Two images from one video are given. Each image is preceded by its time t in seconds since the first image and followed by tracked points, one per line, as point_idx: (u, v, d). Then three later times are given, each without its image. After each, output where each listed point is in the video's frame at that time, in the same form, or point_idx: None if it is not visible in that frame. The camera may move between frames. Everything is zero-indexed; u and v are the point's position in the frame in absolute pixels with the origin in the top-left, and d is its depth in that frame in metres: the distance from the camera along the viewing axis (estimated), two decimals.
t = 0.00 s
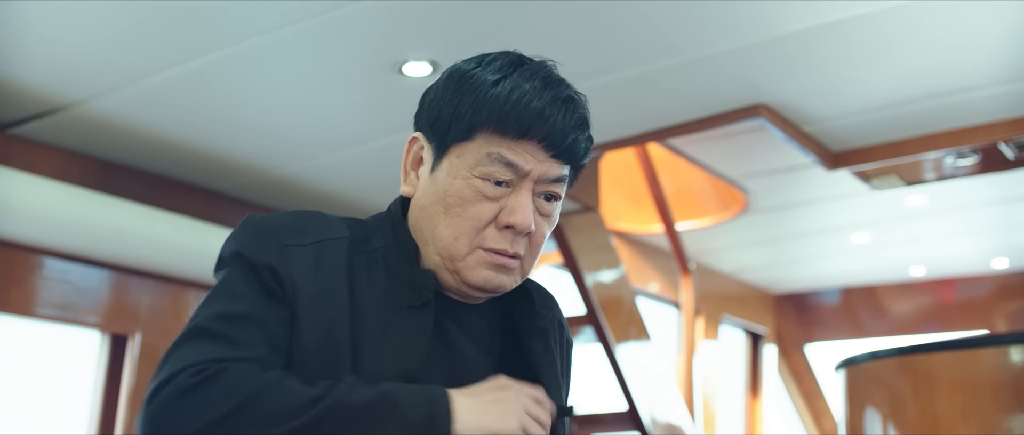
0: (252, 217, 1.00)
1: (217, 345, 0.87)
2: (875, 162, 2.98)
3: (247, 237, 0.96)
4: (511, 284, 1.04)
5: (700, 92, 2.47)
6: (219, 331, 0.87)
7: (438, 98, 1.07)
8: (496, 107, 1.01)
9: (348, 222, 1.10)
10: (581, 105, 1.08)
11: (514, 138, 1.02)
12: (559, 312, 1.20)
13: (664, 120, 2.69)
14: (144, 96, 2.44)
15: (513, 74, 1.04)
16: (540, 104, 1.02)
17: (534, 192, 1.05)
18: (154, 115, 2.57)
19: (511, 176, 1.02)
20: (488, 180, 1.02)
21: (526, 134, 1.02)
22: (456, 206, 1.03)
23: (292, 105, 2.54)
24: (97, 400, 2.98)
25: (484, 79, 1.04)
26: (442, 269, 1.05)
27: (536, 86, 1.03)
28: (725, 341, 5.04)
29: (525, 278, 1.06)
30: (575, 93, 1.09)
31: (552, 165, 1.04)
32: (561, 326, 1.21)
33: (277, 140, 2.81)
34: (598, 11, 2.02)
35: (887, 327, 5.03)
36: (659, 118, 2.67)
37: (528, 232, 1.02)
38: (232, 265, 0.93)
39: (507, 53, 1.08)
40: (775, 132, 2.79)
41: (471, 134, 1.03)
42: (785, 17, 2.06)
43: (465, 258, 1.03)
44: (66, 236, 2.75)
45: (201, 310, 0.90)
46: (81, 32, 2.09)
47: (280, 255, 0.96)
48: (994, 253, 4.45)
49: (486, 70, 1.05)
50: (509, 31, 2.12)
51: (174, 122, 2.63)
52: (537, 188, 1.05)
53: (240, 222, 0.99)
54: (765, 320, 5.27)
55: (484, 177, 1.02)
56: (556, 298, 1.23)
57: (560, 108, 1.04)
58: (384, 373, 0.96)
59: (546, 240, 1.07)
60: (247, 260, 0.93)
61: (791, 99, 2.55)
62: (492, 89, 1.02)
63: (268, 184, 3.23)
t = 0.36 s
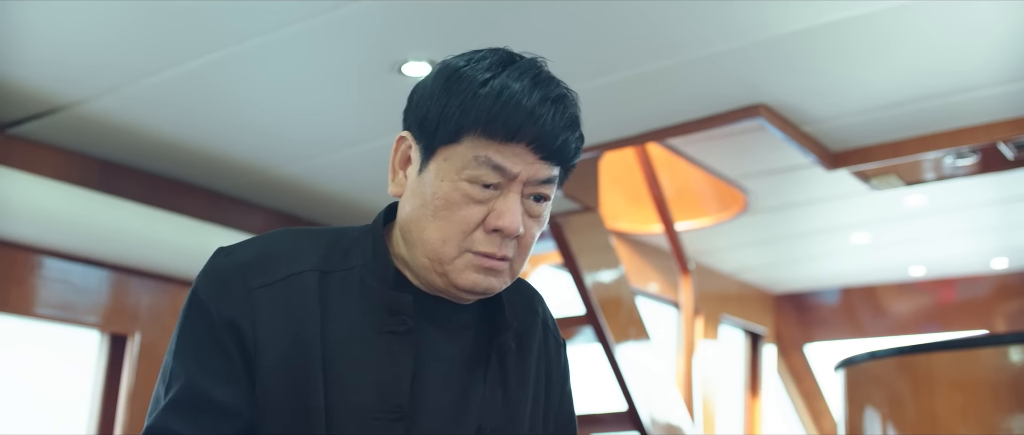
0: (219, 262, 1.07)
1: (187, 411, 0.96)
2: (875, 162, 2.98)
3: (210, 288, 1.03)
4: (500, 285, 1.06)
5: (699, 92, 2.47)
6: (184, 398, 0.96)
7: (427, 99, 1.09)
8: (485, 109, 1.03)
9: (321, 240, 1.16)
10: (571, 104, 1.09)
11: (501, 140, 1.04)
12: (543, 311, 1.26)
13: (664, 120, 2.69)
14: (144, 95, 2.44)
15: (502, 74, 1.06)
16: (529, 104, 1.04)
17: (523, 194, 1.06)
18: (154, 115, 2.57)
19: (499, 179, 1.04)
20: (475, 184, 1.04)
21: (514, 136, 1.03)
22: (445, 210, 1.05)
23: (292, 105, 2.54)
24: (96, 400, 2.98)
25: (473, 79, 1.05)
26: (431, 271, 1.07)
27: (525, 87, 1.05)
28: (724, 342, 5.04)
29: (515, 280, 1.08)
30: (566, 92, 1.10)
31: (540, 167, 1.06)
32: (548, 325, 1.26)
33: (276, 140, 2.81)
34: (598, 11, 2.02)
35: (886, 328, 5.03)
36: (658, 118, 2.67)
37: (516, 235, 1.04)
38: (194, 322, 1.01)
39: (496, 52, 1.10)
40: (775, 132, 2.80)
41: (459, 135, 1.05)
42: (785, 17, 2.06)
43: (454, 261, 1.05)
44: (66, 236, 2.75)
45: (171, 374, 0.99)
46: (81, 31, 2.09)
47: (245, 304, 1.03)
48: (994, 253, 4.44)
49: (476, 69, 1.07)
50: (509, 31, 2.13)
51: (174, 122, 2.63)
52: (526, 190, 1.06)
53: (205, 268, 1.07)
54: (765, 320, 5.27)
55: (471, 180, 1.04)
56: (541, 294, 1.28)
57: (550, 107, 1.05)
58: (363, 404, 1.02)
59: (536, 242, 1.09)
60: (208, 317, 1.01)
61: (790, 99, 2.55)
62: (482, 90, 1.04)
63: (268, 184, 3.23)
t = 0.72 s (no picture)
0: (191, 268, 1.07)
1: (163, 418, 0.96)
2: (871, 162, 2.98)
3: (184, 294, 1.03)
4: (460, 303, 1.09)
5: (695, 92, 2.47)
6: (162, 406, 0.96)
7: (404, 114, 1.06)
8: (459, 140, 1.01)
9: (293, 243, 1.16)
10: (551, 132, 1.07)
11: (470, 175, 1.02)
12: (525, 305, 1.25)
13: (660, 120, 2.69)
14: (140, 95, 2.44)
15: (482, 101, 1.03)
16: (505, 137, 1.01)
17: (490, 223, 1.07)
18: (151, 114, 2.57)
19: (466, 211, 1.04)
20: (441, 215, 1.04)
21: (485, 171, 1.02)
22: (410, 233, 1.06)
23: (289, 104, 2.54)
24: (92, 399, 2.98)
25: (451, 103, 1.03)
26: (394, 284, 1.10)
27: (504, 115, 1.02)
28: (720, 341, 5.04)
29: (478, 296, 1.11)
30: (548, 117, 1.08)
31: (510, 199, 1.05)
32: (532, 318, 1.26)
33: (273, 139, 2.81)
34: (595, 12, 2.02)
35: (881, 328, 5.02)
36: (654, 118, 2.67)
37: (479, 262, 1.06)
38: (168, 329, 1.01)
39: (480, 70, 1.07)
40: (771, 132, 2.79)
41: (430, 163, 1.03)
42: (781, 17, 2.05)
43: (416, 281, 1.07)
44: (63, 235, 2.75)
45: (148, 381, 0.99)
46: (78, 31, 2.09)
47: (217, 310, 1.03)
48: (991, 253, 4.44)
49: (455, 91, 1.04)
50: (505, 31, 2.12)
51: (171, 122, 2.63)
52: (493, 219, 1.07)
53: (180, 273, 1.06)
54: (761, 320, 5.29)
55: (437, 211, 1.04)
56: (523, 286, 1.29)
57: (528, 140, 1.03)
58: (334, 402, 1.03)
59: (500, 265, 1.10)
60: (181, 324, 1.01)
61: (786, 99, 2.55)
62: (458, 118, 1.01)
63: (265, 184, 3.23)
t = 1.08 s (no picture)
0: (191, 260, 1.07)
1: (162, 406, 0.96)
2: (868, 158, 2.99)
3: (184, 284, 1.03)
4: (456, 296, 1.09)
5: (693, 88, 2.47)
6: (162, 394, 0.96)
7: (402, 106, 1.06)
8: (455, 132, 1.01)
9: (291, 237, 1.16)
10: (546, 126, 1.07)
11: (466, 166, 1.02)
12: (519, 304, 1.25)
13: (658, 115, 2.69)
14: (137, 90, 2.44)
15: (479, 93, 1.03)
16: (501, 129, 1.02)
17: (485, 215, 1.07)
18: (148, 109, 2.57)
19: (461, 203, 1.04)
20: (438, 206, 1.04)
21: (480, 162, 1.02)
22: (407, 225, 1.06)
23: (285, 99, 2.53)
24: (88, 394, 2.97)
25: (449, 96, 1.02)
26: (391, 276, 1.10)
27: (500, 108, 1.02)
28: (717, 337, 5.05)
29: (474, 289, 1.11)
30: (544, 111, 1.08)
31: (505, 191, 1.05)
32: (528, 315, 1.26)
33: (270, 135, 2.80)
34: (592, 8, 2.02)
35: (878, 324, 5.03)
36: (651, 114, 2.67)
37: (474, 254, 1.06)
38: (168, 318, 1.01)
39: (477, 63, 1.07)
40: (768, 128, 2.79)
41: (428, 154, 1.03)
42: (778, 14, 2.05)
43: (412, 272, 1.07)
44: (60, 229, 2.75)
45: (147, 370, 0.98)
46: (74, 27, 2.09)
47: (216, 301, 1.03)
48: (988, 249, 4.45)
49: (452, 84, 1.04)
50: (502, 27, 2.12)
51: (168, 117, 2.63)
52: (489, 211, 1.06)
53: (180, 265, 1.06)
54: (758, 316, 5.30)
55: (434, 202, 1.04)
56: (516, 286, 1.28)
57: (523, 133, 1.03)
58: (332, 394, 1.03)
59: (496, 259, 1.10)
60: (180, 313, 1.00)
61: (783, 95, 2.55)
62: (455, 110, 1.01)
63: (262, 179, 3.23)
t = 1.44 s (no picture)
0: (186, 260, 1.06)
1: (152, 407, 0.95)
2: (868, 156, 2.99)
3: (178, 283, 1.02)
4: (460, 293, 1.09)
5: (693, 86, 2.47)
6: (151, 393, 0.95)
7: (402, 103, 1.06)
8: (458, 130, 1.01)
9: (290, 237, 1.16)
10: (548, 122, 1.07)
11: (469, 165, 1.02)
12: (516, 297, 1.25)
13: (657, 113, 2.69)
14: (137, 89, 2.44)
15: (482, 90, 1.02)
16: (503, 127, 1.01)
17: (488, 213, 1.07)
18: (148, 108, 2.57)
19: (465, 201, 1.04)
20: (441, 205, 1.04)
21: (483, 160, 1.02)
22: (410, 223, 1.06)
23: (284, 97, 2.53)
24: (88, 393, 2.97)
25: (453, 93, 1.02)
26: (393, 274, 1.10)
27: (502, 105, 1.02)
28: (717, 335, 5.04)
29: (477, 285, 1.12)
30: (546, 108, 1.08)
31: (508, 188, 1.05)
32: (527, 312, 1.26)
33: (269, 133, 2.80)
34: (592, 6, 2.02)
35: (877, 322, 5.04)
36: (650, 112, 2.67)
37: (478, 252, 1.06)
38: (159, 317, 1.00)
39: (478, 60, 1.07)
40: (768, 126, 2.79)
41: (430, 153, 1.03)
42: (778, 12, 2.05)
43: (415, 271, 1.07)
44: (60, 227, 2.75)
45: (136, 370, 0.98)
46: (74, 25, 2.09)
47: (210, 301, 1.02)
48: (988, 247, 4.45)
49: (454, 82, 1.03)
50: (502, 25, 2.12)
51: (167, 115, 2.63)
52: (492, 208, 1.07)
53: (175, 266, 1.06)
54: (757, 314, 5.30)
55: (437, 201, 1.04)
56: (513, 279, 1.28)
57: (526, 130, 1.03)
58: (336, 393, 1.03)
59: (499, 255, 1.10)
60: (174, 313, 1.00)
61: (783, 93, 2.55)
62: (458, 108, 1.01)
63: (262, 178, 3.23)
